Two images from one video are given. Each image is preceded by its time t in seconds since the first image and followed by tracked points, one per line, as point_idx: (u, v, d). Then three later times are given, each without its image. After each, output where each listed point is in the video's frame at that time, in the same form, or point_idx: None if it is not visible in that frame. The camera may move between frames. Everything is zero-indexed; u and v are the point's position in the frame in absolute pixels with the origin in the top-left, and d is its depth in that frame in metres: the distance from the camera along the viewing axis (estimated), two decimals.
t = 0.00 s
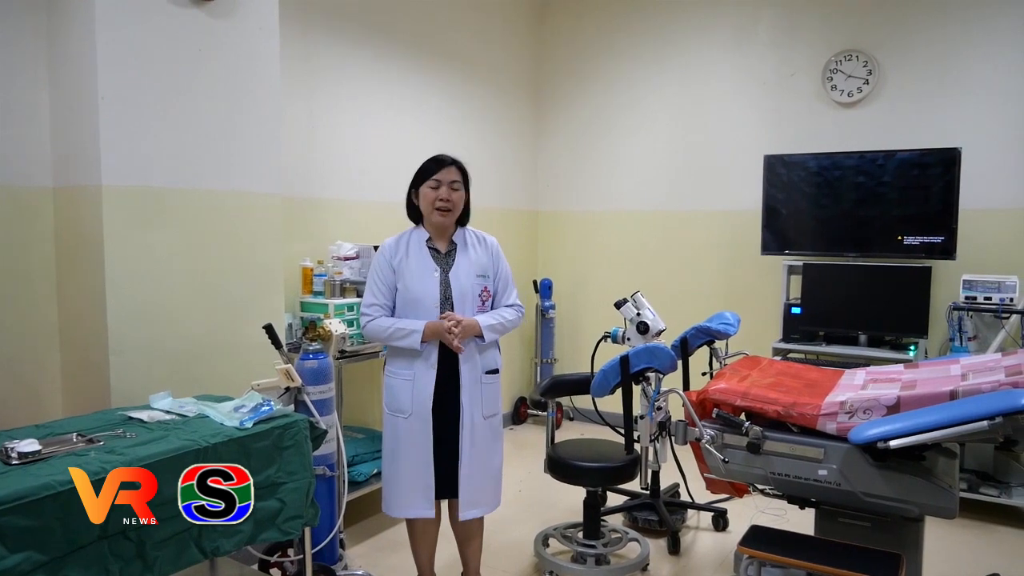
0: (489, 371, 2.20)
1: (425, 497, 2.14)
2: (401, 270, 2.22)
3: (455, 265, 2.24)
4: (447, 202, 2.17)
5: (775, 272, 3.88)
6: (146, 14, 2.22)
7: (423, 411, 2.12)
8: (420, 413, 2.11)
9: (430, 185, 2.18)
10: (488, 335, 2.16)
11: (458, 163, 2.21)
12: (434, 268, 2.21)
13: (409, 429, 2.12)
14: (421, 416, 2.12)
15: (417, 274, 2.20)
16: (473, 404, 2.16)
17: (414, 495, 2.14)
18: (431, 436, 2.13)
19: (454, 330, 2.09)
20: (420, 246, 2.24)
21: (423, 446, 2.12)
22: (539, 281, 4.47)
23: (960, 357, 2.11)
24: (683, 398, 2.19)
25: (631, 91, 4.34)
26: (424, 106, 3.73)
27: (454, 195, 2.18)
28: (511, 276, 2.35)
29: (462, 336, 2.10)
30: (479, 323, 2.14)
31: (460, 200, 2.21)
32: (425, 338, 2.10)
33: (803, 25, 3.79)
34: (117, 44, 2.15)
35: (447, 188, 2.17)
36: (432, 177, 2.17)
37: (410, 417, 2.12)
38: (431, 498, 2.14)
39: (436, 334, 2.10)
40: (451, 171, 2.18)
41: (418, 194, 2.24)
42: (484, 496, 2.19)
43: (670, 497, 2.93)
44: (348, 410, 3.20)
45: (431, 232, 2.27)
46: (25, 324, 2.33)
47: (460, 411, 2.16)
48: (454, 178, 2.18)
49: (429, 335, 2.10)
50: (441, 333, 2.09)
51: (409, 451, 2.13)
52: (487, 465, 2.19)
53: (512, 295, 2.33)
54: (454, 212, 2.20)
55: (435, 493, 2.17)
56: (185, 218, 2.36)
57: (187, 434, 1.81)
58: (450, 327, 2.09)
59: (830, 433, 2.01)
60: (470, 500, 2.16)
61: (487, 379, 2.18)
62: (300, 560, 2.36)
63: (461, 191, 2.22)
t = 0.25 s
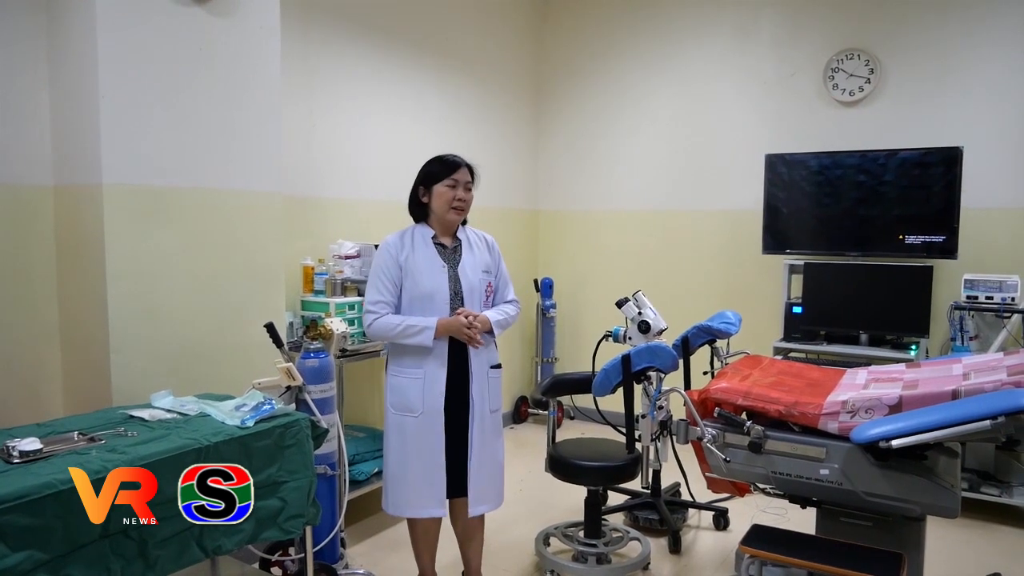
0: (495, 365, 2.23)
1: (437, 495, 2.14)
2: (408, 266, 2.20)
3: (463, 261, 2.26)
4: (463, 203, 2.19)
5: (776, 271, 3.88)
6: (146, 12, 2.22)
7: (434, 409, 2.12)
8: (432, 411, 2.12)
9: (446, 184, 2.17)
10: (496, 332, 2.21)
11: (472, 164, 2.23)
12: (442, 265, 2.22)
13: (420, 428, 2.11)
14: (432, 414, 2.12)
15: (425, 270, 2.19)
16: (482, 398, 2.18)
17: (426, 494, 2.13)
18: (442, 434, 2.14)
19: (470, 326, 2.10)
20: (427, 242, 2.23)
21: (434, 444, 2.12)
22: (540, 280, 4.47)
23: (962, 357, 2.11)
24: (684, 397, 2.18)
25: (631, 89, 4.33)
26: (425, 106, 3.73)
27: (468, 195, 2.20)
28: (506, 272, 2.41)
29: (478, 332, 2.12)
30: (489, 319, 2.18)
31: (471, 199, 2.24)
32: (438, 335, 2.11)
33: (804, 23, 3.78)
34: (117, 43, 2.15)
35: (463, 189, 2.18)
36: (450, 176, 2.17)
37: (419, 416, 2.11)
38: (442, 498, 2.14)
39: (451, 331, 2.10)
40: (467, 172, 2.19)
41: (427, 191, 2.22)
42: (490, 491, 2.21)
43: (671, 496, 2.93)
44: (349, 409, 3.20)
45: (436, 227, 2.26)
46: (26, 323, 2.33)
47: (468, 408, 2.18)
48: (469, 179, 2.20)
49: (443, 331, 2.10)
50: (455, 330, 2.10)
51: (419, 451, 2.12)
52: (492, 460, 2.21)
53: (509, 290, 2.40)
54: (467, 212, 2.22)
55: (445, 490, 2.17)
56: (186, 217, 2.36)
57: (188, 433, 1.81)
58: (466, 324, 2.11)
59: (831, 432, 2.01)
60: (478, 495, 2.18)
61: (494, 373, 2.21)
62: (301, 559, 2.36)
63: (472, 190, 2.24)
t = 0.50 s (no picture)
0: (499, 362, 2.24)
1: (445, 493, 2.14)
2: (415, 265, 2.19)
3: (469, 261, 2.26)
4: (469, 201, 2.20)
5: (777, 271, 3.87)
6: (147, 10, 2.21)
7: (441, 407, 2.12)
8: (442, 409, 2.12)
9: (451, 184, 2.17)
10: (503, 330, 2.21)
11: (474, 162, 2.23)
12: (448, 263, 2.22)
13: (429, 427, 2.11)
14: (440, 413, 2.12)
15: (432, 269, 2.19)
16: (488, 396, 2.19)
17: (434, 493, 2.13)
18: (449, 433, 2.14)
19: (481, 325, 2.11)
20: (432, 241, 2.23)
21: (441, 443, 2.12)
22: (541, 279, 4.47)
23: (964, 357, 2.10)
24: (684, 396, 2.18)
25: (632, 89, 4.33)
26: (425, 105, 3.73)
27: (473, 194, 2.20)
28: (506, 272, 2.43)
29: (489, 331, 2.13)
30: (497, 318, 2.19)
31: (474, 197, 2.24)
32: (447, 333, 2.11)
33: (805, 23, 3.78)
34: (117, 40, 2.14)
35: (468, 187, 2.19)
36: (455, 176, 2.17)
37: (427, 415, 2.11)
38: (451, 496, 2.14)
39: (461, 330, 2.10)
40: (471, 170, 2.19)
41: (432, 190, 2.21)
42: (494, 487, 2.23)
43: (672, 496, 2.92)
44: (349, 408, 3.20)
45: (440, 226, 2.26)
46: (26, 322, 2.33)
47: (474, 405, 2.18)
48: (473, 177, 2.20)
49: (453, 330, 2.11)
50: (464, 330, 2.10)
51: (427, 450, 2.11)
52: (497, 456, 2.23)
53: (509, 289, 2.42)
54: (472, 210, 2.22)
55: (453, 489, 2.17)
56: (187, 215, 2.36)
57: (188, 432, 1.81)
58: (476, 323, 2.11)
59: (833, 432, 2.01)
60: (484, 491, 2.19)
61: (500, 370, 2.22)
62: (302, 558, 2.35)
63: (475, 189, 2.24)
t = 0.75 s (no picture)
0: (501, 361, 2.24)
1: (449, 492, 2.14)
2: (417, 264, 2.19)
3: (471, 260, 2.26)
4: (467, 201, 2.19)
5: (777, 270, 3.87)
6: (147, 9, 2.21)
7: (445, 406, 2.12)
8: (446, 408, 2.12)
9: (449, 184, 2.17)
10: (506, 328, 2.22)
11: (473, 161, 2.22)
12: (450, 262, 2.22)
13: (433, 426, 2.11)
14: (444, 411, 2.12)
15: (434, 267, 2.19)
16: (490, 395, 2.18)
17: (438, 491, 2.13)
18: (453, 431, 2.14)
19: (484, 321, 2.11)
20: (434, 239, 2.23)
21: (445, 442, 2.12)
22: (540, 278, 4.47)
23: (963, 356, 2.10)
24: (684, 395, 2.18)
25: (632, 88, 4.33)
26: (425, 104, 3.72)
27: (471, 193, 2.20)
28: (507, 270, 2.43)
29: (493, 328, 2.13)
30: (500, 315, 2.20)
31: (474, 196, 2.23)
32: (449, 331, 2.10)
33: (806, 22, 3.77)
34: (117, 39, 2.14)
35: (466, 187, 2.18)
36: (453, 175, 2.16)
37: (431, 414, 2.11)
38: (454, 495, 2.14)
39: (463, 328, 2.10)
40: (469, 169, 2.18)
41: (432, 191, 2.21)
42: (496, 486, 2.23)
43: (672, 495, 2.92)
44: (349, 407, 3.19)
45: (442, 226, 2.26)
46: (26, 320, 2.32)
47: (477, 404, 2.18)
48: (472, 176, 2.20)
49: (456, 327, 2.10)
50: (468, 327, 2.10)
51: (432, 448, 2.11)
52: (499, 454, 2.23)
53: (511, 288, 2.43)
54: (471, 209, 2.22)
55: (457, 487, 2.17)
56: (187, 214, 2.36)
57: (188, 430, 1.81)
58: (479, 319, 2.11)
59: (833, 432, 2.00)
60: (486, 490, 2.19)
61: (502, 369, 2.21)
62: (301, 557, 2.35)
63: (475, 188, 2.23)
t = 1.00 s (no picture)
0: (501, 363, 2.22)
1: (443, 491, 2.13)
2: (414, 262, 2.20)
3: (471, 258, 2.25)
4: (456, 199, 2.17)
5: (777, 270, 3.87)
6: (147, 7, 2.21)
7: (441, 405, 2.12)
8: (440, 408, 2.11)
9: (439, 182, 2.17)
10: (506, 327, 2.21)
11: (466, 159, 2.21)
12: (448, 260, 2.21)
13: (428, 424, 2.11)
14: (439, 411, 2.12)
15: (432, 265, 2.19)
16: (488, 396, 2.17)
17: (432, 490, 2.13)
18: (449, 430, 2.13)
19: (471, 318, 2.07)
20: (433, 238, 2.23)
21: (440, 440, 2.12)
22: (540, 277, 4.47)
23: (964, 356, 2.10)
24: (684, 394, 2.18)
25: (633, 87, 4.32)
26: (426, 102, 3.72)
27: (462, 191, 2.17)
28: (514, 270, 2.41)
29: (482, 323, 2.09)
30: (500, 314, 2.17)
31: (469, 195, 2.20)
32: (440, 329, 2.09)
33: (806, 21, 3.77)
34: (117, 37, 2.14)
35: (454, 184, 2.16)
36: (441, 173, 2.17)
37: (426, 412, 2.11)
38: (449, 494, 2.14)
39: (451, 325, 2.07)
40: (458, 167, 2.17)
41: (426, 191, 2.23)
42: (494, 487, 2.21)
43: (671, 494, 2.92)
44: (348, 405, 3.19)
45: (442, 226, 2.26)
46: (26, 318, 2.32)
47: (474, 404, 2.17)
48: (461, 174, 2.18)
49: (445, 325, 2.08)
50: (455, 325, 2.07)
51: (426, 446, 2.12)
52: (497, 456, 2.21)
53: (518, 289, 2.39)
54: (463, 208, 2.19)
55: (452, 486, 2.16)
56: (187, 212, 2.36)
57: (188, 429, 1.81)
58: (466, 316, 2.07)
59: (832, 431, 2.00)
60: (482, 491, 2.18)
61: (500, 371, 2.20)
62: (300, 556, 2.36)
63: (470, 187, 2.20)
